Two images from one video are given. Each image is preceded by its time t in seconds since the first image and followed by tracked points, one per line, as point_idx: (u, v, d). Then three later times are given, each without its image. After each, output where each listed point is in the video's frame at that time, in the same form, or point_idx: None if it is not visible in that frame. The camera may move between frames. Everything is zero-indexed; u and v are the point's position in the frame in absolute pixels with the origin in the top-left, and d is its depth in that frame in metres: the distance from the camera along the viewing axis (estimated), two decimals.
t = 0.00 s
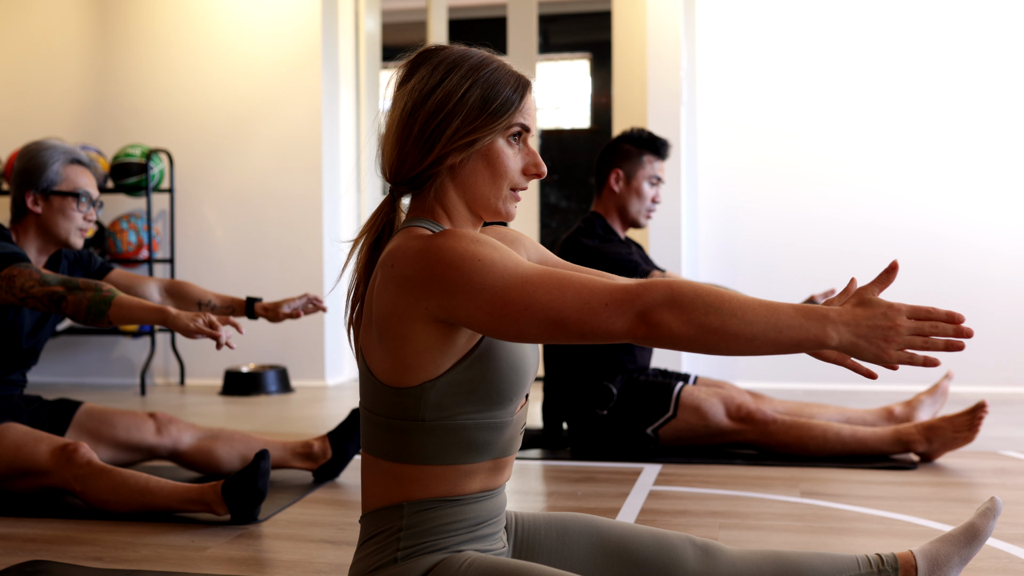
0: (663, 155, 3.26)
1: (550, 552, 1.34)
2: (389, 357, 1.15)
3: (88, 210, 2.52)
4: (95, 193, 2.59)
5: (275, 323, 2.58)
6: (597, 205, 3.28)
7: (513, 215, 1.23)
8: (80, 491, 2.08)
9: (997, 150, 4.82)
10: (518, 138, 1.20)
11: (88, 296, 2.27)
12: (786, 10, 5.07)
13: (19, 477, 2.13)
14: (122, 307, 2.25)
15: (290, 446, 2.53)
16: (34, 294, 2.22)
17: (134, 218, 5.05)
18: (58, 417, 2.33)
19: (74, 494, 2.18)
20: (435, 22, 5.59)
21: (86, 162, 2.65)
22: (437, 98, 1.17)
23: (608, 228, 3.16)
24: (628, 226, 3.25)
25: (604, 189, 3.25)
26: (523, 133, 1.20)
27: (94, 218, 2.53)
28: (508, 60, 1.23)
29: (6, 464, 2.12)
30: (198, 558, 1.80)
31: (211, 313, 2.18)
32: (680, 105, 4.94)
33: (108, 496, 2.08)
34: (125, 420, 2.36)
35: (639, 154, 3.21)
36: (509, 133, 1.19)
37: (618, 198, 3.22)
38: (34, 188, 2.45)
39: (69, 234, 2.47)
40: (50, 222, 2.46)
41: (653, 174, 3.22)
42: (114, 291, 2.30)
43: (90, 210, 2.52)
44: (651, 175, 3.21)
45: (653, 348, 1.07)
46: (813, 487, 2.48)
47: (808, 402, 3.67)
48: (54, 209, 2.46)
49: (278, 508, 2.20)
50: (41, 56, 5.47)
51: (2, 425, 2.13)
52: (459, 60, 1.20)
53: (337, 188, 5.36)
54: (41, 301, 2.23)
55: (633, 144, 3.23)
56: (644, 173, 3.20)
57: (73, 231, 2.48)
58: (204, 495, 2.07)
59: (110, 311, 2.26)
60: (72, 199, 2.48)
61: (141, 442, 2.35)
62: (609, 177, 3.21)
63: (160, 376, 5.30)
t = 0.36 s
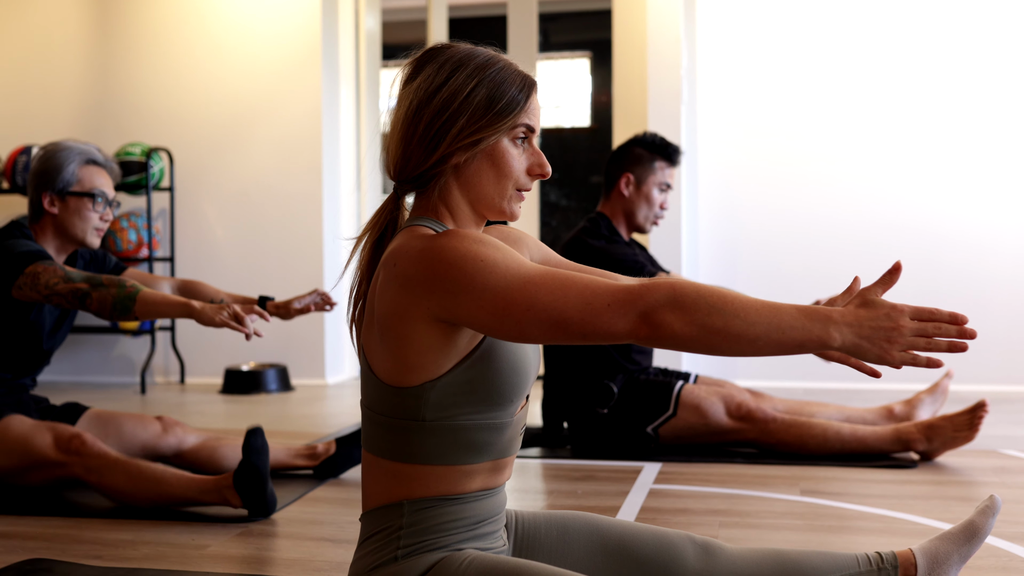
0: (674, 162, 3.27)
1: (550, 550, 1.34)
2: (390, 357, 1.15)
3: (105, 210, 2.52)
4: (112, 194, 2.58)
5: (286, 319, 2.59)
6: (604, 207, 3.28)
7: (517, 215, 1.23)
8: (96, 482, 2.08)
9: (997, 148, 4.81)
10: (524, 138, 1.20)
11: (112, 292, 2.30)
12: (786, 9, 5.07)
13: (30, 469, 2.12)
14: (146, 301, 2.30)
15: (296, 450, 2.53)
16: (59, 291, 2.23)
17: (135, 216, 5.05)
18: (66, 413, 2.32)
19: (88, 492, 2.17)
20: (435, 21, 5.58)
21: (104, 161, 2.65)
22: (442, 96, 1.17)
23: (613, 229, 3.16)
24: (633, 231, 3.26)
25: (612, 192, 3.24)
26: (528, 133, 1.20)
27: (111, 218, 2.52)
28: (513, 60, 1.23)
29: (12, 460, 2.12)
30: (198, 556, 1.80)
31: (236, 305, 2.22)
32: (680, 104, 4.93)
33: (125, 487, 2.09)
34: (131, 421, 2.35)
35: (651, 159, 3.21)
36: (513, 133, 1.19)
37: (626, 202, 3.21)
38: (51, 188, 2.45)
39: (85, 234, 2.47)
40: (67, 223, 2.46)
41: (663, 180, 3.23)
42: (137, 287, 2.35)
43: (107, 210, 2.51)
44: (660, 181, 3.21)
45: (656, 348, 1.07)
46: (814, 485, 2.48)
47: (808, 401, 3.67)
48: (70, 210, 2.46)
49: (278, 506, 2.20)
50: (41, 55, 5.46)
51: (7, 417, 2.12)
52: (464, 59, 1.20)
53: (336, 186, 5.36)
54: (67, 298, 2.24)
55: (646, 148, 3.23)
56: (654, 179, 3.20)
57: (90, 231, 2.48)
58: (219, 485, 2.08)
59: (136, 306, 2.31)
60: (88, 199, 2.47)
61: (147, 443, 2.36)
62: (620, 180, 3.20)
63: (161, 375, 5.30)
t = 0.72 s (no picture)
0: (682, 166, 3.27)
1: (549, 547, 1.35)
2: (391, 356, 1.15)
3: (83, 206, 2.53)
4: (90, 189, 2.60)
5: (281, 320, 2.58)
6: (609, 208, 3.28)
7: (523, 217, 1.23)
8: (91, 488, 2.08)
9: (996, 145, 4.82)
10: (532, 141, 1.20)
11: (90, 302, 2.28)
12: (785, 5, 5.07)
13: (25, 478, 2.13)
14: (124, 313, 2.27)
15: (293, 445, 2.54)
16: (35, 299, 2.24)
17: (134, 213, 5.05)
18: (64, 414, 2.34)
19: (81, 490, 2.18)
20: (434, 18, 5.58)
21: (82, 155, 2.68)
22: (453, 95, 1.17)
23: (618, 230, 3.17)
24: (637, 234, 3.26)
25: (619, 194, 3.24)
26: (537, 137, 1.20)
27: (89, 214, 2.54)
28: (525, 61, 1.23)
29: (8, 468, 2.11)
30: (197, 553, 1.81)
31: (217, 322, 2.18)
32: (680, 100, 4.93)
33: (119, 492, 2.08)
34: (131, 414, 2.36)
35: (659, 163, 3.22)
36: (522, 136, 1.19)
37: (633, 205, 3.22)
38: (27, 187, 2.46)
39: (65, 231, 2.48)
40: (45, 221, 2.46)
41: (670, 185, 3.24)
42: (116, 295, 2.31)
43: (84, 205, 2.53)
44: (668, 186, 3.23)
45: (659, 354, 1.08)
46: (812, 482, 2.49)
47: (807, 398, 3.67)
48: (48, 208, 2.46)
49: (277, 503, 2.20)
50: (39, 52, 5.46)
51: (7, 425, 2.12)
52: (477, 58, 1.20)
53: (335, 184, 5.36)
54: (43, 306, 2.25)
55: (654, 151, 3.23)
56: (662, 183, 3.21)
57: (69, 227, 2.49)
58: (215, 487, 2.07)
59: (113, 318, 2.27)
60: (65, 197, 2.49)
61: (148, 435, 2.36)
62: (627, 183, 3.20)
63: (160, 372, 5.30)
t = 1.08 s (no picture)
0: (695, 173, 3.27)
1: (549, 544, 1.36)
2: (407, 355, 1.14)
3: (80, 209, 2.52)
4: (90, 192, 2.59)
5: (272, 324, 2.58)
6: (621, 209, 3.28)
7: (549, 225, 1.23)
8: (89, 483, 2.08)
9: (995, 142, 4.82)
10: (566, 152, 1.20)
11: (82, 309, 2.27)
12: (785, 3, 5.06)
13: (25, 471, 2.11)
14: (113, 322, 2.27)
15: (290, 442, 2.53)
16: (28, 303, 2.24)
17: (132, 211, 5.04)
18: (61, 409, 2.31)
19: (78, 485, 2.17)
20: (433, 15, 5.58)
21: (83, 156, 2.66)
22: (492, 97, 1.17)
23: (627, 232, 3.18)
24: (646, 237, 3.27)
25: (630, 197, 3.24)
26: (571, 147, 1.20)
27: (86, 218, 2.52)
28: (565, 70, 1.22)
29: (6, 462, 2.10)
30: (196, 550, 1.80)
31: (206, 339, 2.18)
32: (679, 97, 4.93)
33: (118, 486, 2.08)
34: (126, 414, 2.35)
35: (672, 168, 3.21)
36: (557, 146, 1.19)
37: (644, 208, 3.22)
38: (27, 184, 2.47)
39: (59, 232, 2.47)
40: (42, 219, 2.45)
41: (682, 191, 3.23)
42: (108, 304, 2.31)
43: (82, 209, 2.52)
44: (680, 192, 3.22)
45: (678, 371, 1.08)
46: (812, 479, 2.49)
47: (806, 395, 3.67)
48: (46, 207, 2.46)
49: (276, 499, 2.20)
50: (38, 49, 5.45)
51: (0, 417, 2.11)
52: (519, 63, 1.19)
53: (334, 181, 5.35)
54: (35, 309, 2.25)
55: (668, 156, 3.22)
56: (674, 189, 3.20)
57: (64, 229, 2.48)
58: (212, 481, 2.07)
59: (103, 326, 2.27)
60: (64, 198, 2.48)
61: (145, 434, 2.35)
62: (639, 187, 3.20)
63: (159, 369, 5.30)
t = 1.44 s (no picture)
0: (708, 182, 3.24)
1: (548, 543, 1.38)
2: (423, 355, 1.15)
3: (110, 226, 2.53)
4: (121, 209, 2.58)
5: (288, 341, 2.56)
6: (631, 214, 3.29)
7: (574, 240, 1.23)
8: (87, 483, 2.08)
9: (995, 141, 4.82)
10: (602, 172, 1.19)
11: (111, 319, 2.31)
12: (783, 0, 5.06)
13: (24, 469, 2.11)
14: (142, 334, 2.29)
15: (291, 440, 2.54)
16: (56, 309, 2.25)
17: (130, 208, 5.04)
18: (62, 408, 2.31)
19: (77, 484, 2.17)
20: (432, 13, 5.58)
21: (120, 174, 2.67)
22: (542, 111, 1.15)
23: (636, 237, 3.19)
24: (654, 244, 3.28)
25: (641, 203, 3.24)
26: (608, 169, 1.19)
27: (114, 235, 2.53)
28: (617, 91, 1.20)
29: (6, 460, 2.10)
30: (193, 549, 1.81)
31: (236, 350, 2.20)
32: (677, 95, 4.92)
33: (115, 487, 2.08)
34: (127, 412, 2.32)
35: (685, 177, 3.19)
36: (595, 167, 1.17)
37: (653, 215, 3.22)
38: (60, 196, 2.46)
39: (85, 248, 2.49)
40: (71, 232, 2.47)
41: (693, 200, 3.22)
42: (137, 315, 2.34)
43: (111, 227, 2.52)
44: (690, 201, 3.21)
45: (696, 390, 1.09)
46: (809, 477, 2.49)
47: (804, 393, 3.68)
48: (75, 220, 2.47)
49: (275, 497, 2.21)
50: (36, 47, 5.45)
51: None
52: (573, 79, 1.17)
53: (332, 179, 5.35)
54: (63, 316, 2.27)
55: (682, 164, 3.21)
56: (685, 198, 3.19)
57: (91, 245, 2.49)
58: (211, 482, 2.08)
59: (131, 337, 2.30)
60: (95, 215, 2.48)
61: (146, 431, 2.33)
62: (650, 194, 3.20)
63: (156, 367, 5.30)
